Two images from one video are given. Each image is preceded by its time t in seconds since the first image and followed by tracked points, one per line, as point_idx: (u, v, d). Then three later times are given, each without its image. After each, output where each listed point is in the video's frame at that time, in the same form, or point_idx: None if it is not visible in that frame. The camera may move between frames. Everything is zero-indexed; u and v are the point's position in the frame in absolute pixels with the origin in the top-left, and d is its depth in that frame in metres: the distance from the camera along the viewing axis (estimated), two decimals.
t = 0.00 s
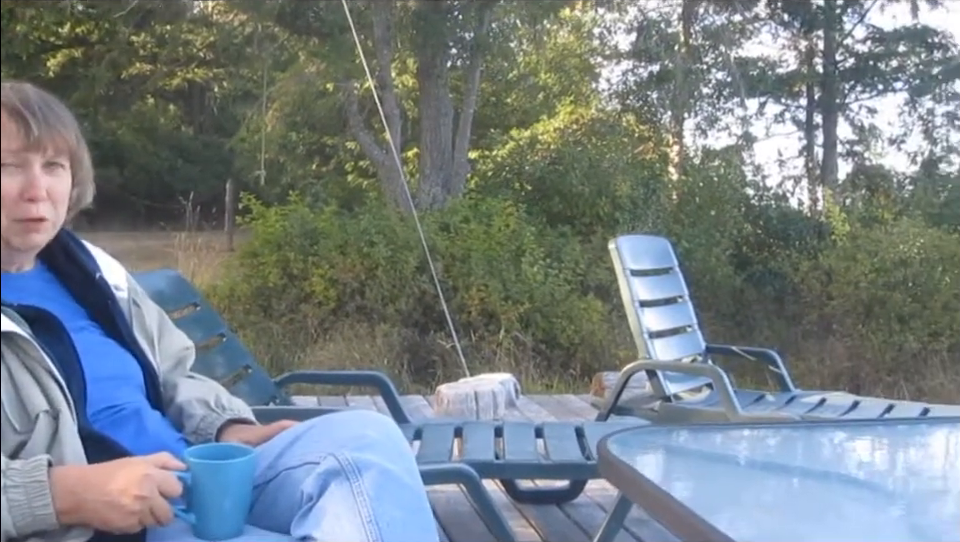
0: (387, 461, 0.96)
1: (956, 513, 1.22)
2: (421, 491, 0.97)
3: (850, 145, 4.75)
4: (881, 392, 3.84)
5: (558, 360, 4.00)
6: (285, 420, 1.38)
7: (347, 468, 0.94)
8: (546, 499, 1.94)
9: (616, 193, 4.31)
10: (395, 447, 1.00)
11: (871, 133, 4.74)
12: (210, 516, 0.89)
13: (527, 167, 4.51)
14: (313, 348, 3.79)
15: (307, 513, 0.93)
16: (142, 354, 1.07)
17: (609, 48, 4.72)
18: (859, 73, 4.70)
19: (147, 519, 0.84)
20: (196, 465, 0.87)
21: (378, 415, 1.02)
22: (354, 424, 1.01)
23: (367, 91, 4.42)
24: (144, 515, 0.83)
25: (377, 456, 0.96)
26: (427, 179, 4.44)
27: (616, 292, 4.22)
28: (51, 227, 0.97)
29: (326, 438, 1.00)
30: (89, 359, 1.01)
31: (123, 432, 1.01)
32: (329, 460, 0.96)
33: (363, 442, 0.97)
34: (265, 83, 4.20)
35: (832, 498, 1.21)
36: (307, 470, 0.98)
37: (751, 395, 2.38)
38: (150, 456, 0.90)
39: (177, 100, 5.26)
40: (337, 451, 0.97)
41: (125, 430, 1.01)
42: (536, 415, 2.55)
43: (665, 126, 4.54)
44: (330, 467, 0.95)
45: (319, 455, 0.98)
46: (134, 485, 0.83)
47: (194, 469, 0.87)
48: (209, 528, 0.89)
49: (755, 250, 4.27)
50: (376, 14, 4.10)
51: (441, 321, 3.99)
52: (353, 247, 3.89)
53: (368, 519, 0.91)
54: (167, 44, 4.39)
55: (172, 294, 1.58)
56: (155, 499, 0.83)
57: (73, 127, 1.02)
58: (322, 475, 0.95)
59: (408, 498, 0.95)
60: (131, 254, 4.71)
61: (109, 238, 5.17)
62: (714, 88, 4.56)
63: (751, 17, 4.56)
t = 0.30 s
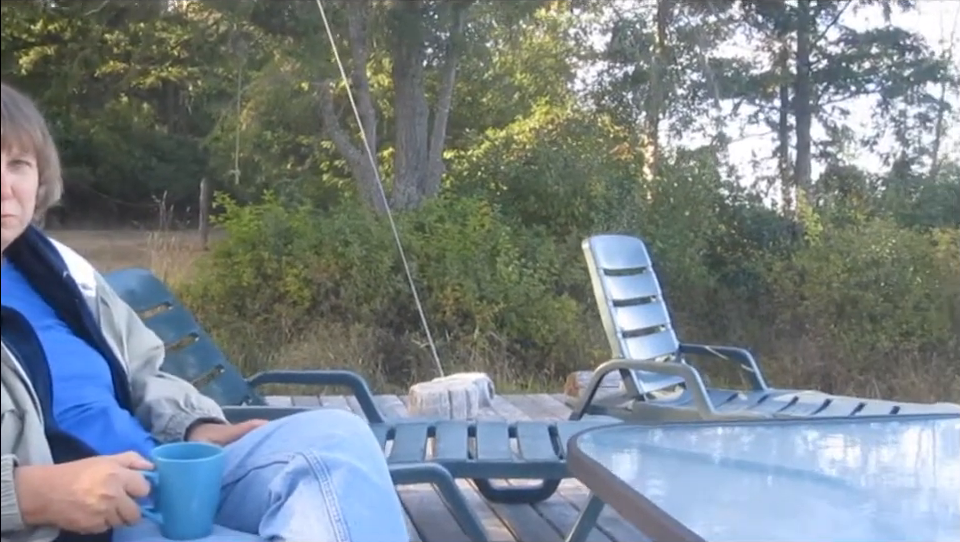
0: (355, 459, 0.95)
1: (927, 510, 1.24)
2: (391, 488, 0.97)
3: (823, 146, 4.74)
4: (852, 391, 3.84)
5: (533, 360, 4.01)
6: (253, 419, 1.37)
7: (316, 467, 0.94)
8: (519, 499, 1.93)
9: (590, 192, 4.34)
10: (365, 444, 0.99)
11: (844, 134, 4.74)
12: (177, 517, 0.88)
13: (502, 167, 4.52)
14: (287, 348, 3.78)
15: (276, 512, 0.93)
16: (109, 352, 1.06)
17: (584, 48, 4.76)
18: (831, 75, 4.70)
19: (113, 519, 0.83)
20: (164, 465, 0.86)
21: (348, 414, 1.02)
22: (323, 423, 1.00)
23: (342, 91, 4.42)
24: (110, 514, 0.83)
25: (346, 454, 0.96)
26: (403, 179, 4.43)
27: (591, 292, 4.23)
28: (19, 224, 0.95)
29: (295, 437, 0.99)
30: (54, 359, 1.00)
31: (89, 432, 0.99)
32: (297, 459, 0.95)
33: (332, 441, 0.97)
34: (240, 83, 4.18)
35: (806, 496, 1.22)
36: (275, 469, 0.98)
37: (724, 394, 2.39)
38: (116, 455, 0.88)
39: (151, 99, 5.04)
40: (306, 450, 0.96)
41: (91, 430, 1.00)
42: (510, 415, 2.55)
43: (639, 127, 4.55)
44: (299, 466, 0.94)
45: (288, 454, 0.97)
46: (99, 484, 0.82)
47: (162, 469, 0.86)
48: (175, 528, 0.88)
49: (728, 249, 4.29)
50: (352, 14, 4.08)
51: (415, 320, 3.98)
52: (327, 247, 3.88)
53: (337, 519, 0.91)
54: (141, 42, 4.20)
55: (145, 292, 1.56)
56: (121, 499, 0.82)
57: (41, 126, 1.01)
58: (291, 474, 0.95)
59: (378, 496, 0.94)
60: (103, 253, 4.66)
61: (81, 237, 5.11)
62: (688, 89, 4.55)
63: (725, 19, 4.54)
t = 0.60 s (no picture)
0: (323, 460, 0.96)
1: (895, 510, 1.25)
2: (359, 489, 0.98)
3: (796, 150, 4.69)
4: (823, 392, 3.82)
5: (506, 361, 4.00)
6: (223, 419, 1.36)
7: (282, 467, 0.94)
8: (491, 500, 1.93)
9: (564, 194, 4.39)
10: (333, 444, 1.00)
11: (816, 138, 4.70)
12: (142, 517, 0.88)
13: (476, 169, 4.56)
14: (259, 348, 3.77)
15: (242, 512, 0.94)
16: (75, 352, 1.04)
17: (559, 50, 4.77)
18: (804, 79, 4.68)
19: (77, 519, 0.82)
20: (129, 464, 0.85)
21: (316, 416, 1.02)
22: (290, 423, 1.01)
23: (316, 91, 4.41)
24: (75, 515, 0.81)
25: (313, 455, 0.96)
26: (377, 180, 4.43)
27: (565, 293, 4.24)
28: None
29: (262, 438, 1.00)
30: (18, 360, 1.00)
31: (53, 432, 0.99)
32: (263, 459, 0.96)
33: (299, 442, 0.98)
34: (213, 81, 4.15)
35: (776, 495, 1.23)
36: (243, 469, 0.98)
37: (695, 395, 2.41)
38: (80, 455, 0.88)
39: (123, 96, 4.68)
40: (273, 450, 0.97)
41: (55, 430, 0.99)
42: (482, 416, 2.55)
43: (614, 128, 4.62)
44: (266, 466, 0.95)
45: (255, 455, 0.98)
46: (64, 484, 0.81)
47: (127, 468, 0.85)
48: (139, 529, 0.88)
49: (702, 251, 4.32)
50: (327, 13, 4.04)
51: (389, 321, 3.96)
52: (300, 247, 3.87)
53: (303, 519, 0.92)
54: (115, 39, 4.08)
55: (113, 291, 1.54)
56: (86, 499, 0.81)
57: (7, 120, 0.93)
58: (258, 474, 0.95)
59: (345, 497, 0.95)
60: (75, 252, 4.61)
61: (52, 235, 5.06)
62: (662, 92, 4.58)
63: (700, 23, 4.54)
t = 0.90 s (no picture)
0: (291, 463, 0.97)
1: (869, 510, 1.26)
2: (327, 492, 0.99)
3: (770, 153, 4.74)
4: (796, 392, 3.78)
5: (481, 363, 3.99)
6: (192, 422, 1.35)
7: (251, 470, 0.96)
8: (465, 502, 1.93)
9: (539, 196, 4.37)
10: (302, 447, 1.02)
11: (790, 140, 4.76)
12: (109, 520, 0.88)
13: (451, 171, 4.52)
14: (233, 351, 3.75)
15: (211, 515, 0.95)
16: (44, 356, 1.03)
17: (535, 53, 4.81)
18: (778, 82, 4.76)
19: (43, 523, 0.80)
20: (96, 468, 0.85)
21: (285, 419, 1.04)
22: (260, 427, 1.03)
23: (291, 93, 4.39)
24: (40, 519, 0.79)
25: (282, 458, 0.98)
26: (352, 182, 4.43)
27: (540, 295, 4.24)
28: None
29: (231, 441, 1.02)
30: None
31: (22, 436, 0.95)
32: (233, 463, 0.97)
33: (269, 444, 1.00)
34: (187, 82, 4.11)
35: (753, 497, 1.23)
36: (211, 472, 1.00)
37: (669, 396, 2.42)
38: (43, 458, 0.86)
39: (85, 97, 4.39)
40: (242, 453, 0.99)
41: (24, 434, 0.95)
42: (456, 417, 2.55)
43: (588, 131, 4.61)
44: (235, 469, 0.96)
45: (224, 458, 1.00)
46: (28, 489, 0.78)
47: (94, 472, 0.85)
48: (107, 532, 0.88)
49: (676, 254, 4.35)
50: (303, 14, 3.98)
51: (364, 324, 3.96)
52: (275, 249, 3.87)
53: (271, 521, 0.93)
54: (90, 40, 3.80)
55: (85, 294, 1.53)
56: (52, 504, 0.80)
57: None
58: (227, 477, 0.96)
59: (314, 500, 0.96)
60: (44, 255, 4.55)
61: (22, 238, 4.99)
62: (637, 94, 4.62)
63: (674, 25, 4.61)
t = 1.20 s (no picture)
0: (261, 465, 0.98)
1: (842, 509, 1.27)
2: (298, 493, 1.00)
3: (745, 154, 4.71)
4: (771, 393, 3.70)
5: (457, 364, 3.97)
6: (163, 423, 1.34)
7: (222, 473, 0.96)
8: (440, 503, 1.93)
9: (516, 197, 4.42)
10: (272, 449, 1.02)
11: (765, 143, 4.73)
12: (78, 524, 0.87)
13: (428, 172, 4.57)
14: (209, 352, 3.74)
15: (181, 518, 0.96)
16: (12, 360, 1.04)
17: (513, 54, 4.77)
18: (754, 84, 4.76)
19: (14, 526, 0.77)
20: (64, 471, 0.85)
21: (256, 421, 1.05)
22: (231, 428, 1.03)
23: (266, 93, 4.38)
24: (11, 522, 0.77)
25: (252, 460, 0.98)
26: (329, 182, 4.43)
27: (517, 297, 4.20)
28: None
29: (201, 442, 1.02)
30: None
31: None
32: (203, 465, 0.98)
33: (239, 446, 1.00)
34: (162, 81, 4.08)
35: (726, 498, 1.24)
36: (182, 474, 1.00)
37: (644, 397, 2.43)
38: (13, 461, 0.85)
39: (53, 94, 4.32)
40: (212, 455, 0.99)
41: None
42: (432, 419, 2.55)
43: (565, 132, 4.63)
44: (205, 471, 0.97)
45: (194, 460, 1.00)
46: None
47: (62, 475, 0.85)
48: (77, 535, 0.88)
49: (653, 255, 4.33)
50: (279, 14, 3.93)
51: (340, 325, 3.94)
52: (251, 250, 3.86)
53: (241, 523, 0.93)
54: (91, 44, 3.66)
55: (58, 296, 1.52)
56: (19, 506, 0.77)
57: None
58: (197, 479, 0.98)
59: (283, 502, 0.97)
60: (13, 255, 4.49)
61: None
62: (614, 96, 4.62)
63: (651, 28, 4.56)
